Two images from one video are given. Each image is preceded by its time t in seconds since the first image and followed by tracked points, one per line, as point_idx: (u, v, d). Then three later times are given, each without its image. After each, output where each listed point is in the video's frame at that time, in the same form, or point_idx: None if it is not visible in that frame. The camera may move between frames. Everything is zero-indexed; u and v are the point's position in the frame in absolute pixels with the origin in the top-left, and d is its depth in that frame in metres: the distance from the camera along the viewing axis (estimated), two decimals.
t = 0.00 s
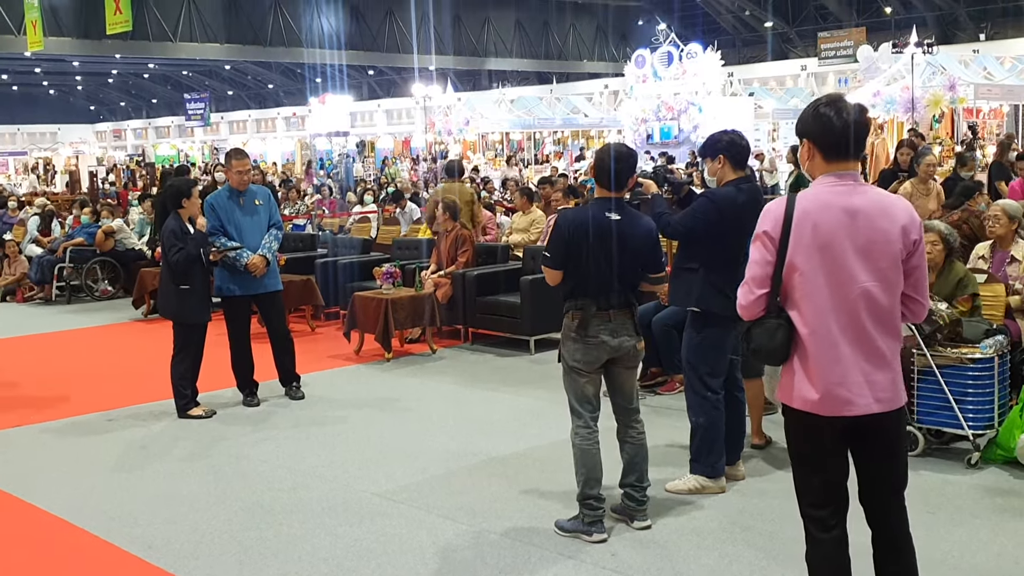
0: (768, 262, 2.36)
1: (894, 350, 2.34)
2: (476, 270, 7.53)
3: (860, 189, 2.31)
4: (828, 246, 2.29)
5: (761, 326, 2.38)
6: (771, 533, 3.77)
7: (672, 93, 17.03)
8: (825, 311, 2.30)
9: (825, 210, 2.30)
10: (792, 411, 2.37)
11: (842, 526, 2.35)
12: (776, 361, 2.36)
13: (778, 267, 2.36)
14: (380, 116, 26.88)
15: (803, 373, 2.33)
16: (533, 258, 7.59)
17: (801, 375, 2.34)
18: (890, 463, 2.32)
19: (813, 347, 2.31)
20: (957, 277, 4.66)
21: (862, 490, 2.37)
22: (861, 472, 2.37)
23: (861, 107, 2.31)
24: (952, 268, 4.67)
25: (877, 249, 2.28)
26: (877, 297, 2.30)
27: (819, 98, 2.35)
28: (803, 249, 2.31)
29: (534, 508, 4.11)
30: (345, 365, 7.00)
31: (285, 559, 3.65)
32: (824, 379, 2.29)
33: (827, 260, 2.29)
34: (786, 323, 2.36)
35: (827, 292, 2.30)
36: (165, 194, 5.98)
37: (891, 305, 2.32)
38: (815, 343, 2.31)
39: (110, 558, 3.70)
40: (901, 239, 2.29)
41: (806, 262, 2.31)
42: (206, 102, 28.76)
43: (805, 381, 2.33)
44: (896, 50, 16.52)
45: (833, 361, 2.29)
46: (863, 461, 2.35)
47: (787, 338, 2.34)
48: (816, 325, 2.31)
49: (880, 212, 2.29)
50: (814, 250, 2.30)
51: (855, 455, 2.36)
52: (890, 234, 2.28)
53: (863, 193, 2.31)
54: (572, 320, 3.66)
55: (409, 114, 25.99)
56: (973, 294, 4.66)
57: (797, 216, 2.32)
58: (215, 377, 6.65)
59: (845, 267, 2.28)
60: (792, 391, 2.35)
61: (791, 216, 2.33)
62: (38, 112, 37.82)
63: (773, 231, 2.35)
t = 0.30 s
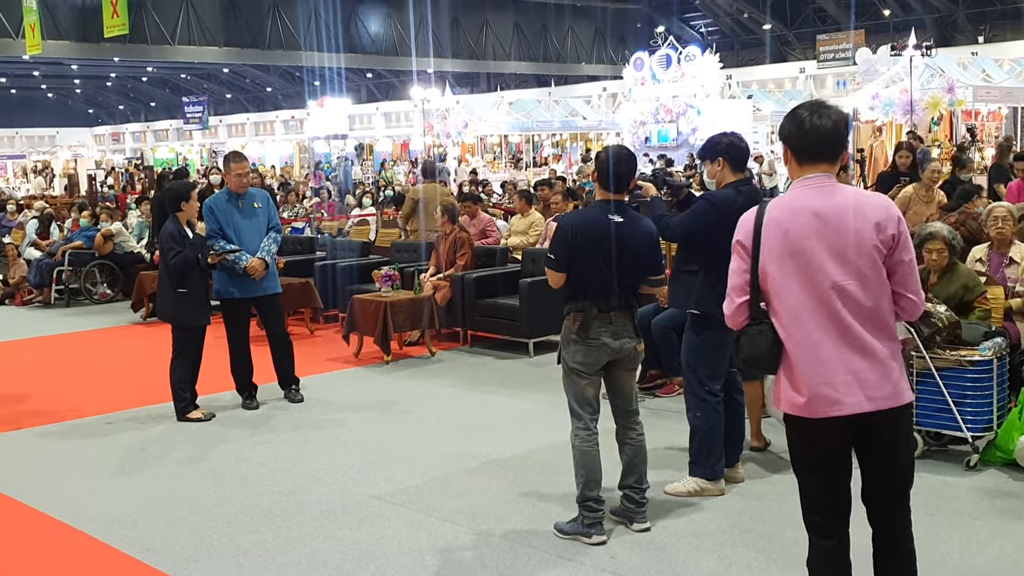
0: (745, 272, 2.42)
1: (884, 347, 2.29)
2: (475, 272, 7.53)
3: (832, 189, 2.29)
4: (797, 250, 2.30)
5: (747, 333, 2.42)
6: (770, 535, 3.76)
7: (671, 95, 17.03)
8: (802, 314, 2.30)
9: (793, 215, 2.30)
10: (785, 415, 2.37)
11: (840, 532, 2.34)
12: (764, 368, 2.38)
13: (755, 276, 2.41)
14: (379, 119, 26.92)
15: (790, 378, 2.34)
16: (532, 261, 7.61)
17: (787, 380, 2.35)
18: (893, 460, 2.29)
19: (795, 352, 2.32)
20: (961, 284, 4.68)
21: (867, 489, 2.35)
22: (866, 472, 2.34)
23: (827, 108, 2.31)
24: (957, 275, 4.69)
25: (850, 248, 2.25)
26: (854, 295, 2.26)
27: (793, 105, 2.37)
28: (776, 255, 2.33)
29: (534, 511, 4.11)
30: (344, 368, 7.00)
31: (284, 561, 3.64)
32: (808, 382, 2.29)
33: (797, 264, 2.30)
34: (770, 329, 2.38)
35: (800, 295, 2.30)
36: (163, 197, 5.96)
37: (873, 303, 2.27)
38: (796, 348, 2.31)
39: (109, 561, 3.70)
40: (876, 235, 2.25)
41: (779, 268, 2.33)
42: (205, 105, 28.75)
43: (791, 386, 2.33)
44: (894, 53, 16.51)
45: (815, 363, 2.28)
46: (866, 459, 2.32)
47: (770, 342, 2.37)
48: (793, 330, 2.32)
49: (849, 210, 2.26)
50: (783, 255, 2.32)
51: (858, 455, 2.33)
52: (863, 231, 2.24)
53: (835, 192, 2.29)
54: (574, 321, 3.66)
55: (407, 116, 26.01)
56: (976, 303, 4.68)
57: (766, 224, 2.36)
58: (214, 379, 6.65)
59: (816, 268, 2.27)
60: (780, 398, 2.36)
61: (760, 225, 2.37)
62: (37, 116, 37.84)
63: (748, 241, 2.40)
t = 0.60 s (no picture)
0: (745, 275, 2.46)
1: (883, 350, 2.24)
2: (475, 275, 7.52)
3: (830, 191, 2.28)
4: (792, 251, 2.30)
5: (748, 335, 2.45)
6: (770, 536, 3.76)
7: (670, 97, 17.08)
8: (798, 316, 2.30)
9: (790, 218, 2.30)
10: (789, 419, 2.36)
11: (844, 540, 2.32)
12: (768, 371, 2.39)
13: (755, 280, 2.43)
14: (378, 122, 26.96)
15: (789, 380, 2.34)
16: (531, 263, 7.60)
17: (787, 383, 2.35)
18: (905, 465, 2.24)
19: (792, 354, 2.31)
20: (964, 288, 4.69)
21: (883, 496, 2.30)
22: (881, 477, 2.29)
23: (827, 111, 2.32)
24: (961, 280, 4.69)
25: (845, 249, 2.23)
26: (850, 296, 2.23)
27: (799, 109, 2.37)
28: (773, 258, 2.34)
29: (534, 512, 4.10)
30: (343, 370, 7.00)
31: (284, 564, 3.64)
32: (804, 384, 2.28)
33: (792, 265, 2.30)
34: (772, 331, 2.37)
35: (795, 298, 2.30)
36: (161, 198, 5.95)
37: (870, 304, 2.24)
38: (793, 350, 2.31)
39: (109, 563, 3.69)
40: (873, 237, 2.22)
41: (776, 270, 2.33)
42: (204, 107, 28.72)
43: (790, 389, 2.33)
44: (893, 55, 16.53)
45: (811, 365, 2.28)
46: (878, 466, 2.28)
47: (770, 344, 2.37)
48: (790, 332, 2.31)
49: (843, 211, 2.24)
50: (778, 257, 2.32)
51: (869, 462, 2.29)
52: (858, 232, 2.22)
53: (833, 194, 2.27)
54: (577, 323, 3.65)
55: (406, 119, 26.05)
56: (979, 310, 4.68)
57: (764, 227, 2.38)
58: (214, 382, 6.64)
59: (810, 270, 2.26)
60: (780, 401, 2.36)
61: (758, 229, 2.39)
62: (35, 118, 37.83)
63: (747, 244, 2.43)
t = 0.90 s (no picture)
0: (779, 273, 2.37)
1: (909, 361, 2.20)
2: (476, 277, 7.52)
3: (871, 196, 2.22)
4: (827, 254, 2.24)
5: (780, 336, 2.37)
6: (772, 539, 3.76)
7: (672, 99, 17.11)
8: (826, 320, 2.25)
9: (827, 219, 2.25)
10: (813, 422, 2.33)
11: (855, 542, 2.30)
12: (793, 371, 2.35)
13: (789, 279, 2.35)
14: (380, 123, 27.06)
15: (813, 382, 2.31)
16: (533, 265, 7.60)
17: (811, 385, 2.32)
18: (940, 481, 2.20)
19: (817, 357, 2.28)
20: (969, 289, 4.67)
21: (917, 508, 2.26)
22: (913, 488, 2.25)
23: (875, 110, 2.25)
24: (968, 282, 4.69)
25: (880, 256, 2.18)
26: (882, 305, 2.18)
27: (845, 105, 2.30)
28: (807, 259, 2.28)
29: (536, 515, 4.10)
30: (345, 372, 6.99)
31: (286, 566, 3.63)
32: (827, 388, 2.25)
33: (825, 269, 2.24)
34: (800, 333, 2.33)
35: (825, 302, 2.25)
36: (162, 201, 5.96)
37: (901, 314, 2.18)
38: (819, 353, 2.27)
39: (110, 565, 3.68)
40: (910, 246, 2.16)
41: (808, 272, 2.28)
42: (205, 109, 28.72)
43: (814, 390, 2.30)
44: (894, 57, 16.54)
45: (837, 371, 2.24)
46: (907, 475, 2.24)
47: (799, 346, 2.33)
48: (817, 336, 2.28)
49: (883, 218, 2.18)
50: (813, 258, 2.26)
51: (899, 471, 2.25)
52: (895, 241, 2.16)
53: (873, 199, 2.21)
54: (581, 325, 3.66)
55: (408, 121, 26.12)
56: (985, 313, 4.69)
57: (802, 225, 2.30)
58: (216, 384, 6.64)
59: (843, 275, 2.22)
60: (804, 402, 2.34)
61: (795, 227, 2.33)
62: (36, 120, 37.85)
63: (783, 242, 2.35)
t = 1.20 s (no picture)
0: (847, 280, 2.34)
1: (983, 372, 2.16)
2: (475, 278, 7.52)
3: (942, 201, 2.18)
4: (896, 263, 2.21)
5: (849, 343, 2.33)
6: (770, 540, 3.77)
7: (670, 101, 17.08)
8: (896, 330, 2.22)
9: (896, 228, 2.21)
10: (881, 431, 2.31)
11: (895, 535, 2.30)
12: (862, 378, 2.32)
13: (858, 287, 2.32)
14: (380, 125, 27.17)
15: (884, 392, 2.28)
16: (532, 266, 7.60)
17: (881, 394, 2.29)
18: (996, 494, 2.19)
19: (888, 367, 2.25)
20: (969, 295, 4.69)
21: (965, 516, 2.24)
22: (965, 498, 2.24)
23: (942, 113, 2.20)
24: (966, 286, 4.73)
25: (952, 265, 2.14)
26: (954, 317, 2.15)
27: (914, 108, 2.25)
28: (876, 267, 2.25)
29: (535, 516, 4.10)
30: (344, 373, 7.00)
31: (285, 567, 3.64)
32: (898, 399, 2.23)
33: (896, 278, 2.21)
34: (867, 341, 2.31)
35: (895, 312, 2.22)
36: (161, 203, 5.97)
37: (973, 324, 2.14)
38: (889, 363, 2.25)
39: (109, 567, 3.69)
40: (982, 255, 2.12)
41: (877, 281, 2.25)
42: (204, 111, 28.70)
43: (884, 400, 2.28)
44: (893, 58, 16.49)
45: (908, 382, 2.21)
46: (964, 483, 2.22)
47: (867, 355, 2.30)
48: (888, 345, 2.25)
49: (954, 225, 2.14)
50: (883, 267, 2.23)
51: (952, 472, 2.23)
52: (967, 249, 2.12)
53: (944, 206, 2.17)
54: (580, 327, 3.66)
55: (407, 123, 26.13)
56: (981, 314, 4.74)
57: (871, 234, 2.27)
58: (215, 386, 6.63)
59: (914, 284, 2.18)
60: (876, 412, 2.31)
61: (862, 234, 2.30)
62: (36, 122, 37.88)
63: (852, 249, 2.31)
